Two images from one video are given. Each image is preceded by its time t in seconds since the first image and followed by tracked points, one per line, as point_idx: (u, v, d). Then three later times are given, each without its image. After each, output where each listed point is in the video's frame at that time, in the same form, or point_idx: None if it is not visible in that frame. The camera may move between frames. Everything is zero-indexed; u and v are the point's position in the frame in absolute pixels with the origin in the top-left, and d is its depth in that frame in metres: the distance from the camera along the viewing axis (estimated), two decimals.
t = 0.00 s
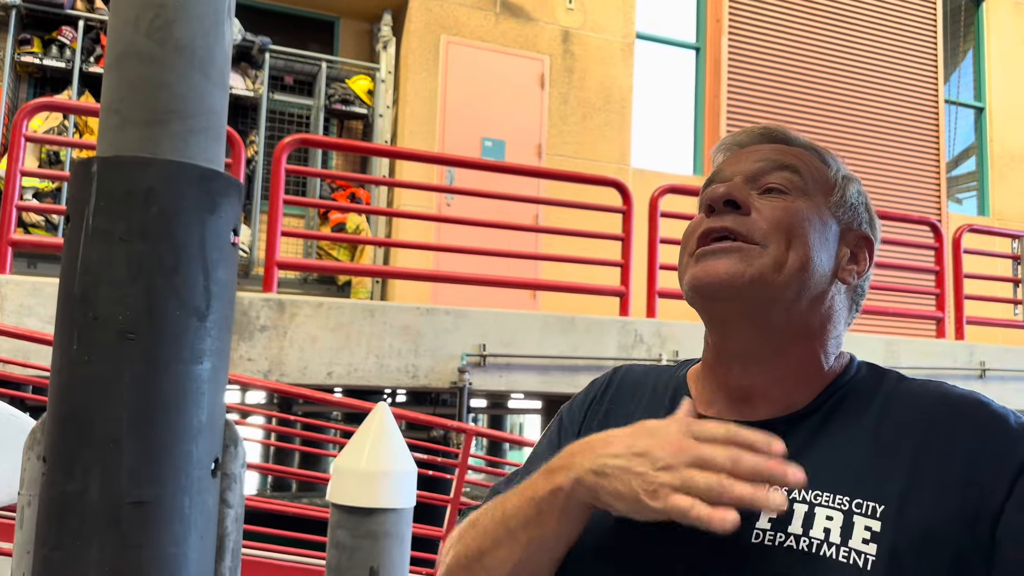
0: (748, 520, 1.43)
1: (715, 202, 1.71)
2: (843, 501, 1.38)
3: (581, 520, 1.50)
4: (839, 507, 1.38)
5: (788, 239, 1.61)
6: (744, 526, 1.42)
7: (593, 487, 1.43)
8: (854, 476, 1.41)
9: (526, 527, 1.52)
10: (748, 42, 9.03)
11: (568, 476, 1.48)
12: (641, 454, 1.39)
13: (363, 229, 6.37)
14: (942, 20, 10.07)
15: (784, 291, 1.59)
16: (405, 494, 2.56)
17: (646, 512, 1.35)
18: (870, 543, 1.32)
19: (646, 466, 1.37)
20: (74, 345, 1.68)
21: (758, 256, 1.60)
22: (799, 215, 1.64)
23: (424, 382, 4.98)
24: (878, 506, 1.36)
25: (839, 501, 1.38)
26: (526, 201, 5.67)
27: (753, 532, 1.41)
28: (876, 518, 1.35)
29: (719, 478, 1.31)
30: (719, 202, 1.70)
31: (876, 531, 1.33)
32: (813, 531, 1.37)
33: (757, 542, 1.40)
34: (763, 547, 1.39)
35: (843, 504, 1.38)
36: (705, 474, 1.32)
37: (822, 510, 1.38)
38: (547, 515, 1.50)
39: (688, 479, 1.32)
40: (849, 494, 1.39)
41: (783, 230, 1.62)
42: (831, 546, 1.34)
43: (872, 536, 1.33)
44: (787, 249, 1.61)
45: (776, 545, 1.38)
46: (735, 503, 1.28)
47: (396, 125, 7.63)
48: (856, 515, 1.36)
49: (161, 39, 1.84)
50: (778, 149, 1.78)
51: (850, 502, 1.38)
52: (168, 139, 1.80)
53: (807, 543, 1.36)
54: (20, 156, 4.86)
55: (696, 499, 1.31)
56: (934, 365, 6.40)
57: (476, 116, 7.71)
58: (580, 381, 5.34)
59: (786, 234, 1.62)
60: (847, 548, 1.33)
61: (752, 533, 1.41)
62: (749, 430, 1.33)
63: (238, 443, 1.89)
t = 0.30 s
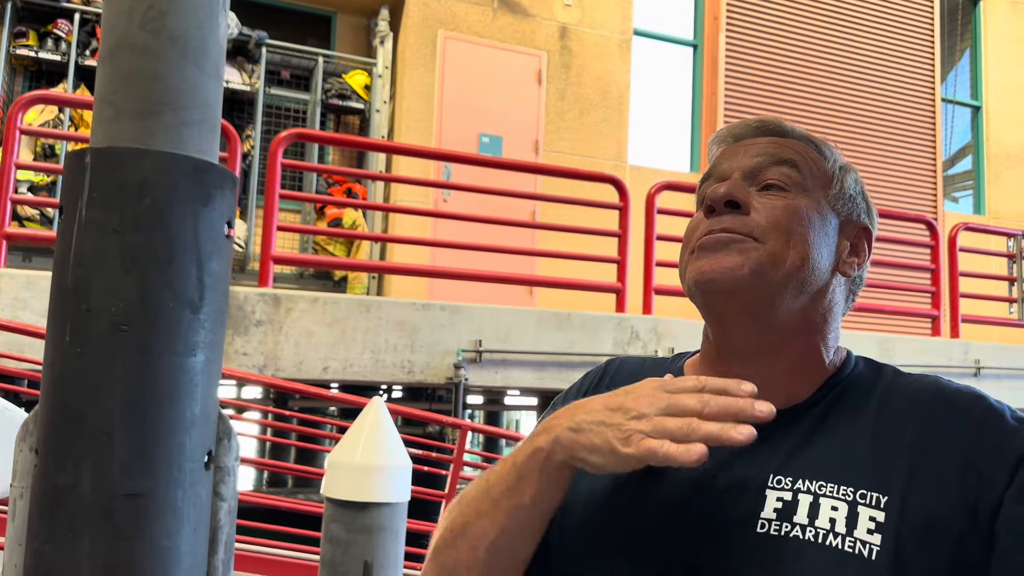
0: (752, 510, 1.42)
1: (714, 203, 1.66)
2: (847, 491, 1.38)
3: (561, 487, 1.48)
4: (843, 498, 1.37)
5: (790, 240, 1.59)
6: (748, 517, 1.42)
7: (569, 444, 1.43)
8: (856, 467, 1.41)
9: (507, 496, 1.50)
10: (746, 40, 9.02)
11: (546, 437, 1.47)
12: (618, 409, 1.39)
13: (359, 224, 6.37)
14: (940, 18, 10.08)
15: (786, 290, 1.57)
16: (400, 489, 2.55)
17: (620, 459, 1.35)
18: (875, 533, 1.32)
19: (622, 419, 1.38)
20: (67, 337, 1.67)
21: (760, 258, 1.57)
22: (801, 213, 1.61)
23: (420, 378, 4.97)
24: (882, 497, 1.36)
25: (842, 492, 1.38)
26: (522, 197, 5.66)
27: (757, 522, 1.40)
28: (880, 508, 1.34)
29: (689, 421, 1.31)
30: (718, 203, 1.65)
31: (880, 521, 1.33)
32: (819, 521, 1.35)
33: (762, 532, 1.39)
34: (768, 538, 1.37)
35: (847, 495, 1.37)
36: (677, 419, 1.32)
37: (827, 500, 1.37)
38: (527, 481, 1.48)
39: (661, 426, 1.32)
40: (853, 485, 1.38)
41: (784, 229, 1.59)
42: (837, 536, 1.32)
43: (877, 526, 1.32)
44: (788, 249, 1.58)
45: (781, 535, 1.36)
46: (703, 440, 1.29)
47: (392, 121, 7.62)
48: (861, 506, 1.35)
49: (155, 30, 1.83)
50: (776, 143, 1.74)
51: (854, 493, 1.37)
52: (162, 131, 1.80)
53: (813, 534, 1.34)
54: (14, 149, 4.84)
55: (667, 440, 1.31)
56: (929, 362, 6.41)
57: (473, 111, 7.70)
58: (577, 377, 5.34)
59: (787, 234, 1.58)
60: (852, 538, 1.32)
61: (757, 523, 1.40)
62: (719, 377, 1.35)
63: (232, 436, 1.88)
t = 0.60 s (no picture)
0: (724, 508, 1.43)
1: (679, 215, 1.66)
2: (819, 489, 1.37)
3: (535, 471, 1.56)
4: (814, 496, 1.37)
5: (754, 251, 1.59)
6: (723, 513, 1.43)
7: (539, 425, 1.53)
8: (835, 465, 1.40)
9: (488, 478, 1.60)
10: (744, 40, 9.02)
11: (519, 420, 1.58)
12: (585, 389, 1.50)
13: (356, 222, 6.38)
14: (938, 20, 10.09)
15: (751, 299, 1.57)
16: (396, 486, 2.55)
17: (579, 431, 1.44)
18: (845, 532, 1.31)
19: (586, 395, 1.49)
20: (61, 333, 1.67)
21: (720, 271, 1.57)
22: (766, 220, 1.61)
23: (416, 377, 4.97)
24: (855, 495, 1.35)
25: (814, 490, 1.37)
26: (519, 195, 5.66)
27: (728, 519, 1.41)
28: (853, 507, 1.34)
29: (642, 393, 1.41)
30: (682, 215, 1.66)
31: (851, 520, 1.32)
32: (788, 518, 1.35)
33: (732, 529, 1.39)
34: (738, 534, 1.38)
35: (819, 493, 1.37)
36: (633, 393, 1.42)
37: (798, 498, 1.37)
38: (502, 463, 1.58)
39: (618, 398, 1.42)
40: (826, 483, 1.38)
41: (747, 239, 1.59)
42: (805, 534, 1.32)
43: (847, 525, 1.31)
44: (750, 258, 1.58)
45: (750, 532, 1.37)
46: (652, 409, 1.37)
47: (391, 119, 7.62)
48: (833, 504, 1.35)
49: (151, 25, 1.83)
50: (741, 147, 1.73)
51: (826, 491, 1.37)
52: (157, 126, 1.79)
53: (781, 531, 1.34)
54: (10, 144, 4.83)
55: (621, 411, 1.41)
56: (926, 363, 6.40)
57: (471, 110, 7.70)
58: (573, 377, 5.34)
59: (749, 243, 1.58)
60: (822, 536, 1.31)
61: (728, 520, 1.41)
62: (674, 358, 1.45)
63: (226, 433, 1.87)
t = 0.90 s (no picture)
0: (726, 503, 1.42)
1: (678, 223, 1.63)
2: (821, 482, 1.38)
3: (547, 496, 1.54)
4: (817, 489, 1.37)
5: (756, 260, 1.58)
6: (722, 511, 1.42)
7: (555, 452, 1.49)
8: (836, 457, 1.41)
9: (498, 500, 1.58)
10: (744, 40, 9.02)
11: (535, 445, 1.55)
12: (607, 420, 1.45)
13: (356, 221, 6.39)
14: (938, 21, 10.10)
15: (752, 309, 1.56)
16: (394, 485, 2.55)
17: (603, 470, 1.40)
18: (848, 524, 1.32)
19: (609, 429, 1.44)
20: (59, 329, 1.66)
21: (722, 282, 1.56)
22: (766, 228, 1.60)
23: (414, 376, 4.97)
24: (857, 487, 1.36)
25: (816, 483, 1.38)
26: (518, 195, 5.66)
27: (731, 515, 1.40)
28: (855, 499, 1.35)
29: (673, 438, 1.35)
30: (682, 223, 1.63)
31: (854, 512, 1.33)
32: (791, 513, 1.36)
33: (735, 525, 1.39)
34: (741, 530, 1.38)
35: (821, 486, 1.37)
36: (661, 435, 1.37)
37: (800, 492, 1.38)
38: (513, 488, 1.56)
39: (645, 440, 1.37)
40: (827, 476, 1.38)
41: (749, 250, 1.58)
42: (809, 528, 1.33)
43: (849, 517, 1.32)
44: (753, 270, 1.57)
45: (754, 528, 1.37)
46: (683, 458, 1.32)
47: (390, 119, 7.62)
48: (834, 496, 1.35)
49: (150, 21, 1.82)
50: (737, 150, 1.71)
51: (828, 484, 1.37)
52: (156, 122, 1.79)
53: (784, 526, 1.35)
54: (9, 142, 4.82)
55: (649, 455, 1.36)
56: (924, 364, 6.41)
57: (470, 110, 7.70)
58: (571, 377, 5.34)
59: (751, 255, 1.58)
60: (825, 529, 1.32)
61: (731, 516, 1.41)
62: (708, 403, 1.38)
63: (224, 432, 1.87)
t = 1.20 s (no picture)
0: (741, 502, 1.41)
1: (704, 220, 1.60)
2: (838, 480, 1.37)
3: (535, 468, 1.50)
4: (835, 487, 1.36)
5: (783, 261, 1.56)
6: (735, 512, 1.40)
7: (534, 420, 1.45)
8: (849, 454, 1.40)
9: (481, 485, 1.53)
10: (745, 40, 9.02)
11: (513, 418, 1.50)
12: (581, 373, 1.42)
13: (356, 221, 6.38)
14: (940, 22, 10.08)
15: (777, 312, 1.54)
16: (393, 485, 2.54)
17: (578, 420, 1.37)
18: (867, 522, 1.31)
19: (583, 380, 1.41)
20: (56, 327, 1.66)
21: (751, 283, 1.54)
22: (792, 228, 1.59)
23: (414, 376, 4.96)
24: (873, 484, 1.35)
25: (833, 480, 1.37)
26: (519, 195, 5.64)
27: (749, 514, 1.38)
28: (872, 496, 1.34)
29: (640, 369, 1.34)
30: (708, 220, 1.59)
31: (872, 509, 1.32)
32: (810, 511, 1.34)
33: (754, 524, 1.37)
34: (759, 530, 1.36)
35: (839, 484, 1.36)
36: (630, 371, 1.35)
37: (818, 490, 1.37)
38: (499, 465, 1.51)
39: (616, 379, 1.35)
40: (843, 473, 1.37)
41: (777, 252, 1.56)
42: (829, 526, 1.32)
43: (869, 515, 1.31)
44: (781, 271, 1.56)
45: (773, 527, 1.35)
46: (657, 383, 1.31)
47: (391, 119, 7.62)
48: (852, 494, 1.35)
49: (149, 19, 1.81)
50: (762, 147, 1.69)
51: (845, 481, 1.36)
52: (155, 120, 1.79)
53: (804, 525, 1.33)
54: (8, 140, 4.81)
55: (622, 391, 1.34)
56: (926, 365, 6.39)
57: (471, 109, 7.69)
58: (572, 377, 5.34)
59: (779, 256, 1.56)
60: (845, 527, 1.31)
61: (748, 516, 1.38)
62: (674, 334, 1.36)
63: (222, 430, 1.87)
